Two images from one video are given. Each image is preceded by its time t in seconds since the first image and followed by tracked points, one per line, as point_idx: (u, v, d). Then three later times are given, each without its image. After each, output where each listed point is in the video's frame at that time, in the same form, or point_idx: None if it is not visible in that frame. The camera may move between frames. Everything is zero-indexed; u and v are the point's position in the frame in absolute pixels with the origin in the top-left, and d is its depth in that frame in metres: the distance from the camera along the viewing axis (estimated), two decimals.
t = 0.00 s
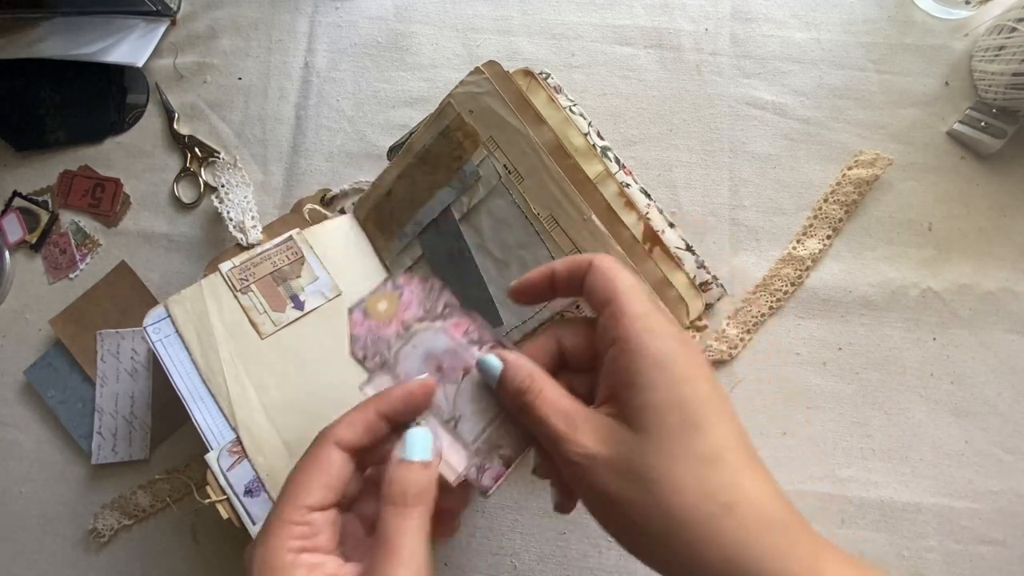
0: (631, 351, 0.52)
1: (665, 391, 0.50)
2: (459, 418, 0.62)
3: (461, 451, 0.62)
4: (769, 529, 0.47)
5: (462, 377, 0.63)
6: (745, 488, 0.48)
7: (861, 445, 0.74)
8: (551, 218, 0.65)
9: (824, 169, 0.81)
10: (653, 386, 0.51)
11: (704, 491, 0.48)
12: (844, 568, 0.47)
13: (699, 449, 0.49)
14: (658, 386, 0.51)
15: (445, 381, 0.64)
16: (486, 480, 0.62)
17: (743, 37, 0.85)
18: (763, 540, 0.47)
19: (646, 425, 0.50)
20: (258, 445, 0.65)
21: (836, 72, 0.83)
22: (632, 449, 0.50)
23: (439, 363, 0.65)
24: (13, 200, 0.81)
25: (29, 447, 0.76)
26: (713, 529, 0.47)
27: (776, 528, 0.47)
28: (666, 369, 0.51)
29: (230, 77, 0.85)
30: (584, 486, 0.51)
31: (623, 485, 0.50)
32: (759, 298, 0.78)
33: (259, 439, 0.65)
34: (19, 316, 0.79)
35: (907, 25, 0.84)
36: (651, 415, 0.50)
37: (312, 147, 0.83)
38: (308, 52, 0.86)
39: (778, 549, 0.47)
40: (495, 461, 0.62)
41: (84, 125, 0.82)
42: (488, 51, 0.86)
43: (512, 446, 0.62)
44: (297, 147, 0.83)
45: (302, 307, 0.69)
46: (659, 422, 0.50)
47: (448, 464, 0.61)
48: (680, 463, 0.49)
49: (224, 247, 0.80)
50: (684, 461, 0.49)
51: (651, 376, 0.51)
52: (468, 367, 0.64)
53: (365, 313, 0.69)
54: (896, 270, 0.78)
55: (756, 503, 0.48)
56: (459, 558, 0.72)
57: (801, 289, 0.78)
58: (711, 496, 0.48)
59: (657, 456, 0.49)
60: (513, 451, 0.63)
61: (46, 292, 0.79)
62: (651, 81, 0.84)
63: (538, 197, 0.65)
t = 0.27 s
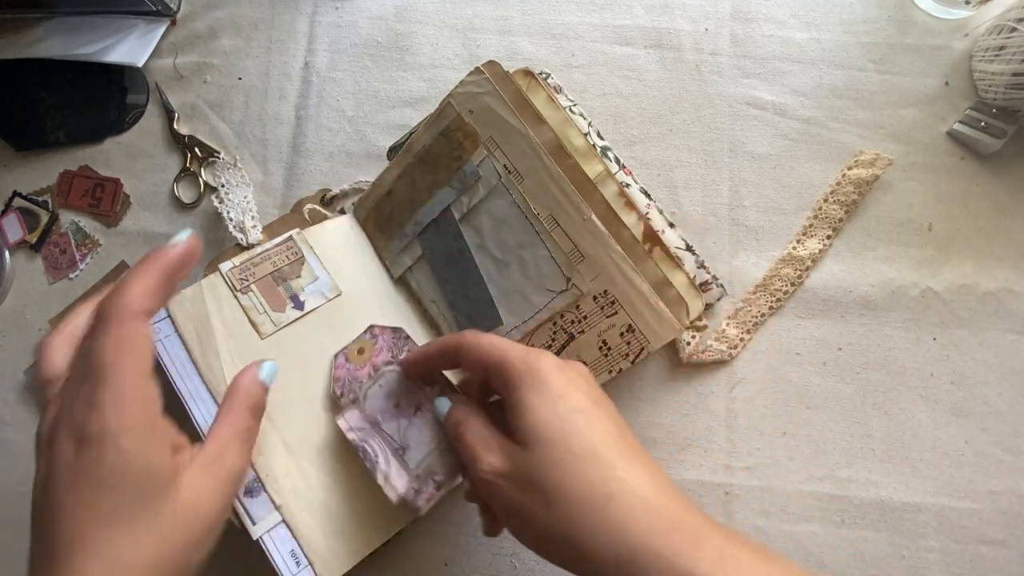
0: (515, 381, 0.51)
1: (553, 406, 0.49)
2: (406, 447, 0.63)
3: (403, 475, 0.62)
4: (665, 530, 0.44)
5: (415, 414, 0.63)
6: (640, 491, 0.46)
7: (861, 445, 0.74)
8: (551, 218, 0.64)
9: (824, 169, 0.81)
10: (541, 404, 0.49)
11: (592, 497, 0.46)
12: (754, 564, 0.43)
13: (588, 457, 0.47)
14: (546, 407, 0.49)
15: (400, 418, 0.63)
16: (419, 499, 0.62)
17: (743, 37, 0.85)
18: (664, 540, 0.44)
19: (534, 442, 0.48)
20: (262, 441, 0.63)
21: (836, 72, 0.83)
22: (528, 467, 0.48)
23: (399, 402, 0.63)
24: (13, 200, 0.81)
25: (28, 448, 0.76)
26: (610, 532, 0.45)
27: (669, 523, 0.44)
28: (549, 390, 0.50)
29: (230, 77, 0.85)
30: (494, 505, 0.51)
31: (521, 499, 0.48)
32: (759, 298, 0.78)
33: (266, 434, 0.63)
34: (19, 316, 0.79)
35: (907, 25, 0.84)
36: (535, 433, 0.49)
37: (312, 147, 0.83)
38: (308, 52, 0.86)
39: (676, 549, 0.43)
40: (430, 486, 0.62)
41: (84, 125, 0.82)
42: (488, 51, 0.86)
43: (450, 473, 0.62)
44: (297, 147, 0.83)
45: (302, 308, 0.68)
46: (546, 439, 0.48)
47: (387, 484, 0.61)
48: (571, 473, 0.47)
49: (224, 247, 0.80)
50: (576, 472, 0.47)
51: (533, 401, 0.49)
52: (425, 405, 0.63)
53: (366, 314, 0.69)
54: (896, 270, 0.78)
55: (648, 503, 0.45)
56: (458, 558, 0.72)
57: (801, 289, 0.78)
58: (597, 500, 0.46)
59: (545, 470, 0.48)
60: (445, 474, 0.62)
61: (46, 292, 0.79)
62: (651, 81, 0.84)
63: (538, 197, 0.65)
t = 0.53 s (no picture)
0: (468, 354, 0.50)
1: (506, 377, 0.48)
2: (367, 441, 0.61)
3: (361, 468, 0.61)
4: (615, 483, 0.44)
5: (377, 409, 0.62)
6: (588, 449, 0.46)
7: (861, 445, 0.74)
8: (551, 218, 0.64)
9: (824, 169, 0.81)
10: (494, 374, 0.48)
11: (543, 458, 0.45)
12: (697, 514, 0.44)
13: (538, 421, 0.47)
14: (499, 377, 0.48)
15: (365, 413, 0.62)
16: (374, 492, 0.61)
17: (743, 37, 0.85)
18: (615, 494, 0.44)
19: (485, 410, 0.47)
20: (268, 442, 0.65)
21: (836, 72, 0.83)
22: (477, 434, 0.47)
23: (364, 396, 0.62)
24: (13, 200, 0.81)
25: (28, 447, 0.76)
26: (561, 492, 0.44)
27: (618, 476, 0.44)
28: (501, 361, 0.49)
29: (230, 77, 0.85)
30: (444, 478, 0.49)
31: (471, 466, 0.47)
32: (759, 298, 0.78)
33: (270, 436, 0.65)
34: (19, 316, 0.79)
35: (907, 25, 0.84)
36: (487, 400, 0.48)
37: (312, 147, 0.83)
38: (308, 52, 0.86)
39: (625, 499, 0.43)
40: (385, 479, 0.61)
41: (84, 125, 0.82)
42: (488, 51, 0.86)
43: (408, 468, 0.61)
44: (297, 147, 0.83)
45: (304, 312, 0.68)
46: (498, 405, 0.47)
47: (344, 477, 0.61)
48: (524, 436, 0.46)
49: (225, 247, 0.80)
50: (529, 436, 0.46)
51: (486, 372, 0.48)
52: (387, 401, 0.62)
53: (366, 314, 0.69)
54: (896, 270, 0.78)
55: (598, 460, 0.45)
56: (458, 558, 0.72)
57: (800, 289, 0.78)
58: (547, 469, 0.45)
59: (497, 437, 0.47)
60: (401, 467, 0.61)
61: (46, 292, 0.79)
62: (651, 81, 0.84)
63: (538, 197, 0.65)
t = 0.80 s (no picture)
0: (441, 350, 0.53)
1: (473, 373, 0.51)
2: (351, 435, 0.63)
3: (343, 461, 0.63)
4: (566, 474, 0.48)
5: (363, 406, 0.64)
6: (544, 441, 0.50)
7: (861, 445, 0.74)
8: (551, 218, 0.64)
9: (824, 169, 0.81)
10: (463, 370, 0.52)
11: (504, 452, 0.49)
12: (640, 501, 0.48)
13: (500, 414, 0.50)
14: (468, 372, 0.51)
15: (352, 408, 0.64)
16: (356, 486, 0.63)
17: (743, 37, 0.85)
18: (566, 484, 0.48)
19: (453, 405, 0.51)
20: (269, 444, 0.65)
21: (836, 72, 0.83)
22: (445, 427, 0.51)
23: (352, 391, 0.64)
24: (13, 200, 0.81)
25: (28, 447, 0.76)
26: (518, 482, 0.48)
27: (569, 470, 0.48)
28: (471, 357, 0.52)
29: (230, 77, 0.85)
30: (413, 468, 0.53)
31: (437, 458, 0.51)
32: (759, 298, 0.78)
33: (271, 438, 0.65)
34: (19, 316, 0.79)
35: (907, 25, 0.84)
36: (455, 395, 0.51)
37: (312, 147, 0.83)
38: (308, 52, 0.86)
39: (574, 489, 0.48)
40: (366, 473, 0.63)
41: (84, 125, 0.82)
42: (488, 51, 0.86)
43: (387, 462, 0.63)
44: (297, 147, 0.83)
45: (305, 312, 0.68)
46: (465, 399, 0.51)
47: (328, 469, 0.63)
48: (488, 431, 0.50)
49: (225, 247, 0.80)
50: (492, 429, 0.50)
51: (458, 367, 0.52)
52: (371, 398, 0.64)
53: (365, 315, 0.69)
54: (896, 270, 0.78)
55: (553, 452, 0.49)
56: (458, 558, 0.72)
57: (800, 289, 0.78)
58: (510, 456, 0.49)
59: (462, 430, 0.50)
60: (383, 463, 0.63)
61: (46, 291, 0.79)
62: (651, 81, 0.84)
63: (538, 197, 0.65)
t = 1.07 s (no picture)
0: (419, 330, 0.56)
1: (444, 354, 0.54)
2: (317, 417, 0.65)
3: (307, 441, 0.64)
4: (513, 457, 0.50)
5: (331, 388, 0.65)
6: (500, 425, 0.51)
7: (861, 445, 0.74)
8: (551, 218, 0.64)
9: (824, 169, 0.81)
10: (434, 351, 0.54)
11: (458, 429, 0.51)
12: (587, 486, 0.49)
13: (462, 393, 0.52)
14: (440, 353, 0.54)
15: (318, 389, 0.65)
16: (319, 467, 0.64)
17: (743, 37, 0.85)
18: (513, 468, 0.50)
19: (421, 382, 0.54)
20: (265, 445, 0.65)
21: (836, 72, 0.83)
22: (409, 403, 0.54)
23: (320, 372, 0.66)
24: (13, 200, 0.81)
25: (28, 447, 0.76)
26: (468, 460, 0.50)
27: (517, 452, 0.50)
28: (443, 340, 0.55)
29: (230, 77, 0.85)
30: (377, 440, 0.56)
31: (400, 431, 0.54)
32: (759, 298, 0.78)
33: (259, 413, 0.65)
34: (19, 316, 0.79)
35: (907, 25, 0.84)
36: (425, 374, 0.54)
37: (312, 147, 0.83)
38: (308, 52, 0.86)
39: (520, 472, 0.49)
40: (330, 455, 0.64)
41: (84, 125, 0.82)
42: (488, 51, 0.86)
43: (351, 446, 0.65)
44: (297, 147, 0.83)
45: (300, 308, 0.67)
46: (432, 377, 0.53)
47: (292, 447, 0.64)
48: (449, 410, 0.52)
49: (225, 247, 0.80)
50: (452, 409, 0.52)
51: (429, 347, 0.54)
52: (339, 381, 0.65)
53: (365, 316, 0.69)
54: (896, 270, 0.78)
55: (507, 435, 0.51)
56: (458, 557, 0.72)
57: (800, 289, 0.78)
58: (465, 433, 0.51)
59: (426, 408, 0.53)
60: (347, 446, 0.64)
61: (46, 291, 0.79)
62: (651, 81, 0.84)
63: (539, 197, 0.65)
